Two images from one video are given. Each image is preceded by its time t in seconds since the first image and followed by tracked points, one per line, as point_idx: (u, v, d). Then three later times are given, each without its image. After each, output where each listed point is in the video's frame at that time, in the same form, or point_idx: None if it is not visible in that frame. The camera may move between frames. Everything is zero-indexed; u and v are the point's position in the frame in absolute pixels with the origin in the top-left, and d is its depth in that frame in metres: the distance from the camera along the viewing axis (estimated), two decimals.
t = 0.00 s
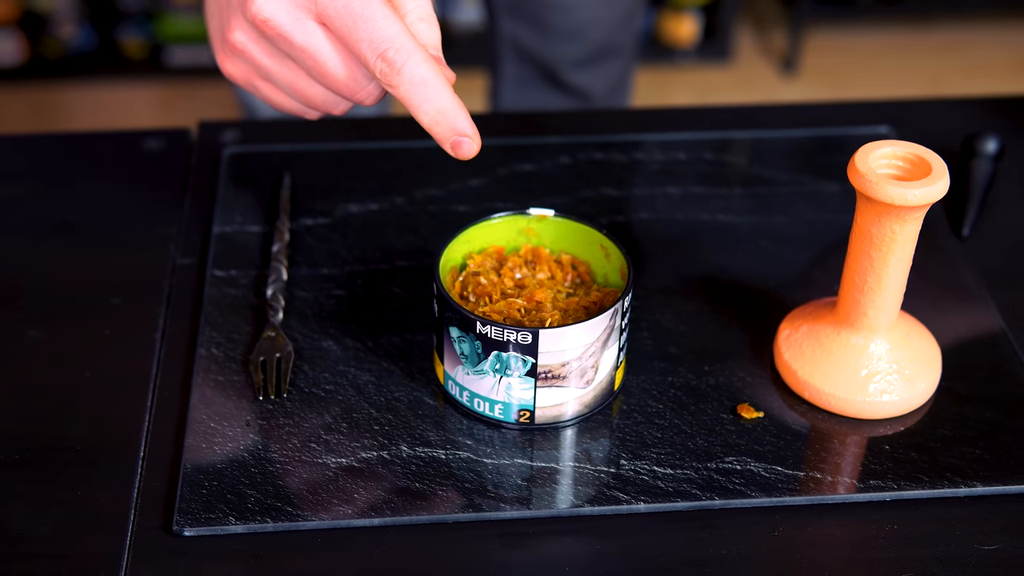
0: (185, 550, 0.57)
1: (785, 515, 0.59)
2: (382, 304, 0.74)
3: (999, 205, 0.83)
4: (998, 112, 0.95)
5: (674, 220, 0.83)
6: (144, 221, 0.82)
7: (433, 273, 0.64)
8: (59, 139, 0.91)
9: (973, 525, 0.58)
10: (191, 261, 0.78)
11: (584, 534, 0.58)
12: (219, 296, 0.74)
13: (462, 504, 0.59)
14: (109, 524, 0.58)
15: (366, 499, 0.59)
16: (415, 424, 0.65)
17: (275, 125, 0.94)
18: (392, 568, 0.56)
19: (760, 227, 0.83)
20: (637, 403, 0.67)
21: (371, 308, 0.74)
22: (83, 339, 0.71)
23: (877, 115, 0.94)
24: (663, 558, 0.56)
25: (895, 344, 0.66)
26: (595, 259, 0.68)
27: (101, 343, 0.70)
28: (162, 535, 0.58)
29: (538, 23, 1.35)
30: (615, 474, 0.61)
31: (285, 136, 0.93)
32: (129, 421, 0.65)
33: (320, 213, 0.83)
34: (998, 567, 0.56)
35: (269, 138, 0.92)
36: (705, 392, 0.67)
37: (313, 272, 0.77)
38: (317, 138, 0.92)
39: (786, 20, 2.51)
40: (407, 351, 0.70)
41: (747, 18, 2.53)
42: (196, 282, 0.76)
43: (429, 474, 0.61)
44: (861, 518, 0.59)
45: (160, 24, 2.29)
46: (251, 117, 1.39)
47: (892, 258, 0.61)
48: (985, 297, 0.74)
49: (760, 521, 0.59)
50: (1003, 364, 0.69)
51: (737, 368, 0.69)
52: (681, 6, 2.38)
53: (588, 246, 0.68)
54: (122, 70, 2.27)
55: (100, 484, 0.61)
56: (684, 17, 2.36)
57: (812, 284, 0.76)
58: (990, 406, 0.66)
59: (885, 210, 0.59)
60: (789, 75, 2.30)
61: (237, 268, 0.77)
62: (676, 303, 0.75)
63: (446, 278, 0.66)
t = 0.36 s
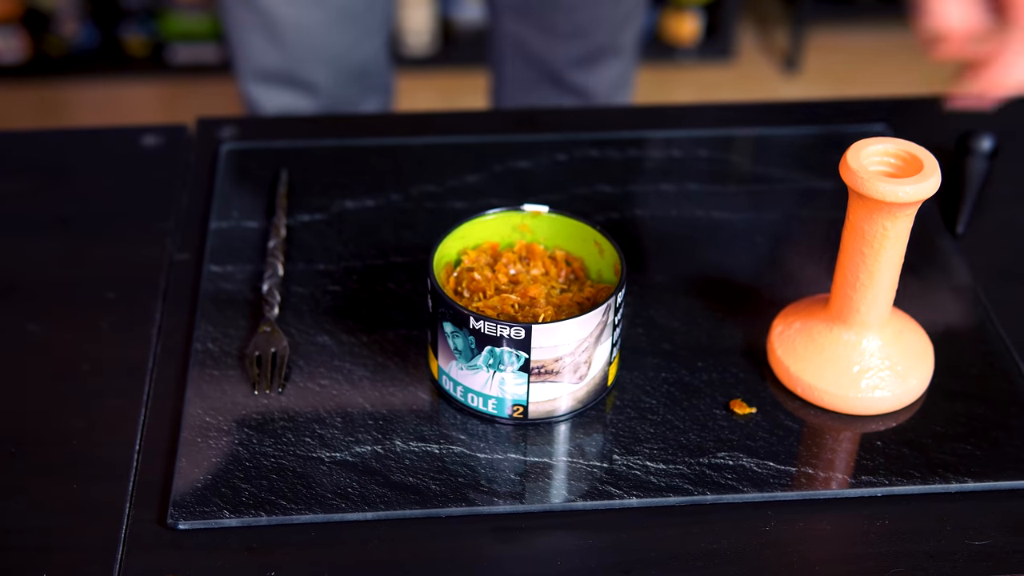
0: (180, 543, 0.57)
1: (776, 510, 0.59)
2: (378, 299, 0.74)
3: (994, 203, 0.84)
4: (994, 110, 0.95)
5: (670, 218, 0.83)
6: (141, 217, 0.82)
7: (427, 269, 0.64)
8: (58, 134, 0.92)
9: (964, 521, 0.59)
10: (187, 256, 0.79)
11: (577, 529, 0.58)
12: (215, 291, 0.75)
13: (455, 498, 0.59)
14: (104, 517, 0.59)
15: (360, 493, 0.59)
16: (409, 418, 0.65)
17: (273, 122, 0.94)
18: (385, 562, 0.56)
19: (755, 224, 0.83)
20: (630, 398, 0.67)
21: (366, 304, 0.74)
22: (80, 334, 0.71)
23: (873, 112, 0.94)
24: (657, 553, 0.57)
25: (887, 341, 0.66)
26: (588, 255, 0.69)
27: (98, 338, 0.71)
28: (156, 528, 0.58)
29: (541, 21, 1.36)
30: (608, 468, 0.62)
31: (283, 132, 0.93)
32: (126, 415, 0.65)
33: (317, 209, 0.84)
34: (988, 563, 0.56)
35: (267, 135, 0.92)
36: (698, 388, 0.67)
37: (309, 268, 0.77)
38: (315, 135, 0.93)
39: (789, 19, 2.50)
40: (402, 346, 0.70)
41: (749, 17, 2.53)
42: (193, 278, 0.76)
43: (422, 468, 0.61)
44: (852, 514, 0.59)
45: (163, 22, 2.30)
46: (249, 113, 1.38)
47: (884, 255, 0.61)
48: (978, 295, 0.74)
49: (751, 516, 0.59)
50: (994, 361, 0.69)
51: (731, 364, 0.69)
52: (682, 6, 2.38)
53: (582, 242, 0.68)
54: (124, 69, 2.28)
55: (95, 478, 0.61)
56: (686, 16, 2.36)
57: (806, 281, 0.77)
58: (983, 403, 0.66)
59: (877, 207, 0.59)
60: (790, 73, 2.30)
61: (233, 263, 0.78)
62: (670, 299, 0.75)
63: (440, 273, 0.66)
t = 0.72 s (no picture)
0: (179, 539, 0.57)
1: (774, 508, 0.60)
2: (378, 297, 0.75)
3: (993, 202, 0.84)
4: (995, 110, 0.95)
5: (669, 217, 0.83)
6: (143, 215, 0.83)
7: (426, 266, 0.64)
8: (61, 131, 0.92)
9: (961, 519, 0.59)
10: (188, 253, 0.79)
11: (576, 526, 0.58)
12: (215, 289, 0.75)
13: (453, 494, 0.60)
14: (104, 512, 0.59)
15: (359, 490, 0.60)
16: (408, 416, 0.65)
17: (274, 120, 0.95)
18: (384, 558, 0.56)
19: (754, 223, 0.83)
20: (629, 396, 0.67)
21: (366, 302, 0.74)
22: (80, 330, 0.71)
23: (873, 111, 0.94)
24: (655, 551, 0.57)
25: (885, 339, 0.66)
26: (587, 252, 0.69)
27: (98, 335, 0.71)
28: (155, 523, 0.58)
29: (544, 20, 1.36)
30: (606, 466, 0.62)
31: (284, 130, 0.93)
32: (126, 412, 0.65)
33: (317, 207, 0.84)
34: (985, 561, 0.56)
35: (268, 134, 0.93)
36: (697, 386, 0.68)
37: (309, 266, 0.78)
38: (316, 133, 0.93)
39: (792, 18, 2.50)
40: (401, 344, 0.71)
41: (753, 17, 2.53)
42: (194, 275, 0.77)
43: (421, 465, 0.62)
44: (849, 512, 0.59)
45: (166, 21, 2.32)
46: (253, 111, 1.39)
47: (882, 254, 0.61)
48: (976, 294, 0.74)
49: (748, 513, 0.59)
50: (993, 360, 0.69)
51: (729, 362, 0.69)
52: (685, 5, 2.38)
53: (581, 239, 0.69)
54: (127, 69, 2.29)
55: (96, 474, 0.61)
56: (689, 16, 2.36)
57: (804, 280, 0.77)
58: (980, 402, 0.66)
59: (874, 206, 0.59)
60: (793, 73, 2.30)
61: (234, 261, 0.78)
62: (669, 297, 0.75)
63: (439, 271, 0.66)
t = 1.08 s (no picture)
0: (182, 538, 0.58)
1: (773, 509, 0.60)
2: (379, 297, 0.75)
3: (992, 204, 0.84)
4: (994, 112, 0.95)
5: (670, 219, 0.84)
6: (146, 216, 0.83)
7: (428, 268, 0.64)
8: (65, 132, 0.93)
9: (960, 520, 0.59)
10: (191, 254, 0.79)
11: (576, 526, 0.59)
12: (218, 290, 0.75)
13: (454, 495, 0.60)
14: (107, 513, 0.59)
15: (361, 490, 0.60)
16: (410, 416, 0.65)
17: (277, 122, 0.95)
18: (385, 558, 0.57)
19: (755, 225, 0.83)
20: (629, 397, 0.67)
21: (367, 302, 0.75)
22: (84, 331, 0.72)
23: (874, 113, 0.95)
24: (655, 552, 0.57)
25: (884, 341, 0.66)
26: (588, 254, 0.69)
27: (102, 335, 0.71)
28: (158, 523, 0.59)
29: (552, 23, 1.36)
30: (606, 466, 0.62)
31: (287, 132, 0.94)
32: (129, 411, 0.66)
33: (320, 209, 0.84)
34: (983, 562, 0.56)
35: (271, 135, 0.93)
36: (697, 387, 0.68)
37: (311, 267, 0.78)
38: (319, 134, 0.93)
39: (795, 20, 2.51)
40: (403, 345, 0.71)
41: (756, 18, 2.54)
42: (197, 276, 0.77)
43: (423, 466, 0.62)
44: (849, 512, 0.60)
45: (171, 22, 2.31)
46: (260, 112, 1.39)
47: (882, 256, 0.62)
48: (975, 296, 0.75)
49: (747, 514, 0.59)
50: (991, 361, 0.69)
51: (729, 364, 0.70)
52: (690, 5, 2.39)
53: (582, 241, 0.69)
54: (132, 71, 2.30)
55: (99, 474, 0.62)
56: (694, 17, 2.37)
57: (804, 281, 0.77)
58: (979, 403, 0.66)
59: (873, 208, 0.59)
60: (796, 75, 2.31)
61: (237, 262, 0.78)
62: (670, 299, 0.75)
63: (441, 273, 0.66)
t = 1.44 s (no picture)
0: (175, 535, 0.58)
1: (764, 506, 0.60)
2: (373, 295, 0.75)
3: (987, 202, 0.84)
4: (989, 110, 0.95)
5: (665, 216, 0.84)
6: (142, 213, 0.83)
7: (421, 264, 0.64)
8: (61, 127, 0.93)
9: (951, 518, 0.59)
10: (186, 252, 0.79)
11: (567, 523, 0.59)
12: (212, 287, 0.75)
13: (446, 492, 0.60)
14: (99, 509, 0.59)
15: (353, 487, 0.60)
16: (403, 413, 0.65)
17: (273, 119, 0.95)
18: (376, 555, 0.57)
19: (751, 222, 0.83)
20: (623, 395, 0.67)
21: (361, 300, 0.75)
22: (78, 328, 0.72)
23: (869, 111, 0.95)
24: (646, 548, 0.57)
25: (878, 339, 0.66)
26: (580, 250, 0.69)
27: (96, 333, 0.71)
28: (151, 519, 0.59)
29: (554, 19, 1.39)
30: (598, 464, 0.62)
31: (282, 129, 0.94)
32: (122, 409, 0.66)
33: (315, 206, 0.84)
34: (975, 559, 0.56)
35: (266, 132, 0.93)
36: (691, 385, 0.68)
37: (305, 265, 0.78)
38: (314, 132, 0.93)
39: (795, 19, 2.51)
40: (397, 342, 0.71)
41: (757, 17, 2.54)
42: (191, 273, 0.77)
43: (415, 463, 0.62)
44: (840, 510, 0.60)
45: (172, 19, 2.33)
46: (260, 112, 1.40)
47: (874, 255, 0.62)
48: (969, 294, 0.75)
49: (739, 511, 0.59)
50: (984, 359, 0.69)
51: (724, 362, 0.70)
52: (691, 6, 2.40)
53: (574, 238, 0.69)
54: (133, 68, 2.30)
55: (92, 471, 0.62)
56: (694, 16, 2.38)
57: (798, 279, 0.77)
58: (971, 402, 0.66)
59: (866, 206, 0.59)
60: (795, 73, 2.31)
61: (231, 260, 0.78)
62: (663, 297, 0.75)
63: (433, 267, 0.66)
